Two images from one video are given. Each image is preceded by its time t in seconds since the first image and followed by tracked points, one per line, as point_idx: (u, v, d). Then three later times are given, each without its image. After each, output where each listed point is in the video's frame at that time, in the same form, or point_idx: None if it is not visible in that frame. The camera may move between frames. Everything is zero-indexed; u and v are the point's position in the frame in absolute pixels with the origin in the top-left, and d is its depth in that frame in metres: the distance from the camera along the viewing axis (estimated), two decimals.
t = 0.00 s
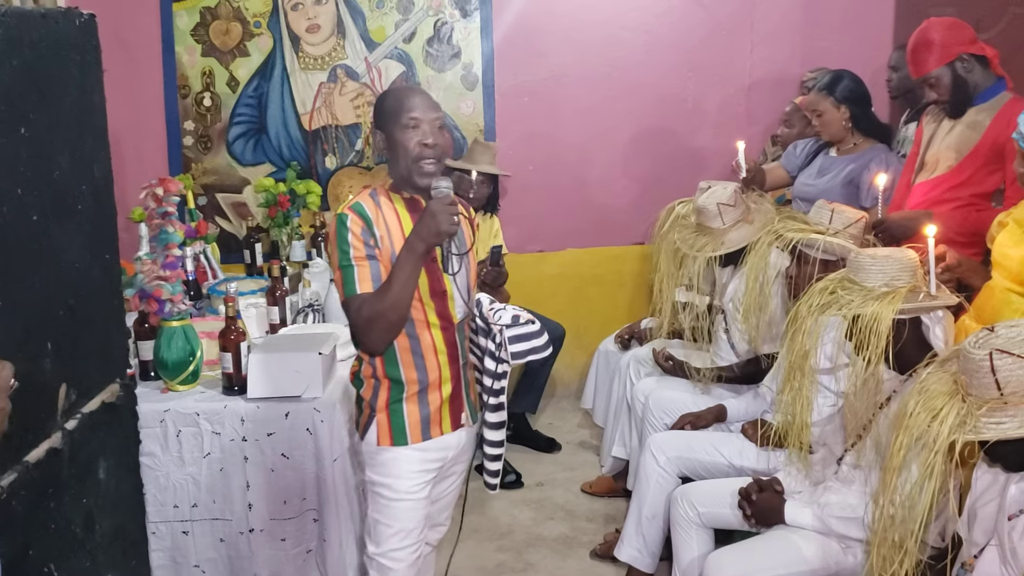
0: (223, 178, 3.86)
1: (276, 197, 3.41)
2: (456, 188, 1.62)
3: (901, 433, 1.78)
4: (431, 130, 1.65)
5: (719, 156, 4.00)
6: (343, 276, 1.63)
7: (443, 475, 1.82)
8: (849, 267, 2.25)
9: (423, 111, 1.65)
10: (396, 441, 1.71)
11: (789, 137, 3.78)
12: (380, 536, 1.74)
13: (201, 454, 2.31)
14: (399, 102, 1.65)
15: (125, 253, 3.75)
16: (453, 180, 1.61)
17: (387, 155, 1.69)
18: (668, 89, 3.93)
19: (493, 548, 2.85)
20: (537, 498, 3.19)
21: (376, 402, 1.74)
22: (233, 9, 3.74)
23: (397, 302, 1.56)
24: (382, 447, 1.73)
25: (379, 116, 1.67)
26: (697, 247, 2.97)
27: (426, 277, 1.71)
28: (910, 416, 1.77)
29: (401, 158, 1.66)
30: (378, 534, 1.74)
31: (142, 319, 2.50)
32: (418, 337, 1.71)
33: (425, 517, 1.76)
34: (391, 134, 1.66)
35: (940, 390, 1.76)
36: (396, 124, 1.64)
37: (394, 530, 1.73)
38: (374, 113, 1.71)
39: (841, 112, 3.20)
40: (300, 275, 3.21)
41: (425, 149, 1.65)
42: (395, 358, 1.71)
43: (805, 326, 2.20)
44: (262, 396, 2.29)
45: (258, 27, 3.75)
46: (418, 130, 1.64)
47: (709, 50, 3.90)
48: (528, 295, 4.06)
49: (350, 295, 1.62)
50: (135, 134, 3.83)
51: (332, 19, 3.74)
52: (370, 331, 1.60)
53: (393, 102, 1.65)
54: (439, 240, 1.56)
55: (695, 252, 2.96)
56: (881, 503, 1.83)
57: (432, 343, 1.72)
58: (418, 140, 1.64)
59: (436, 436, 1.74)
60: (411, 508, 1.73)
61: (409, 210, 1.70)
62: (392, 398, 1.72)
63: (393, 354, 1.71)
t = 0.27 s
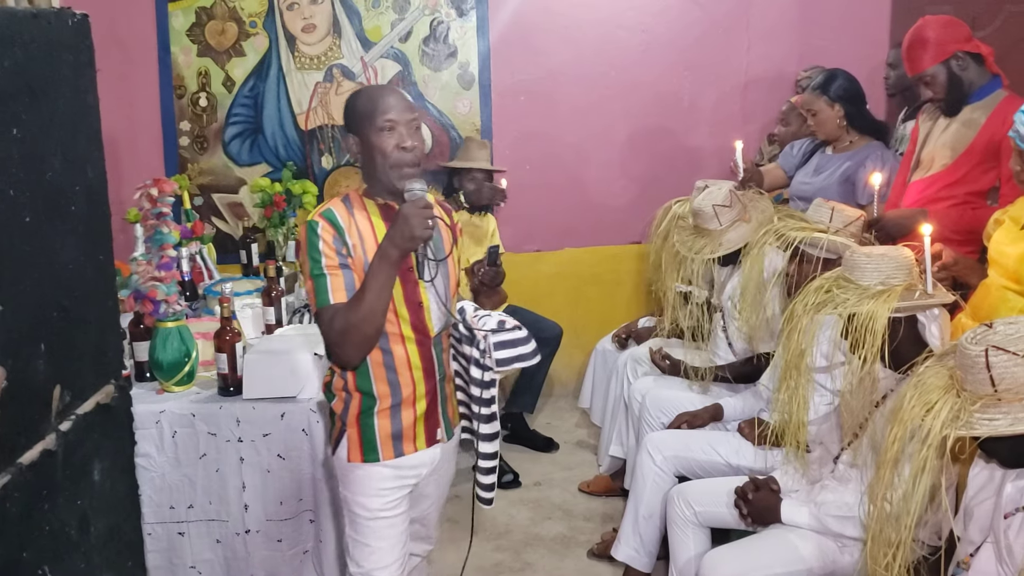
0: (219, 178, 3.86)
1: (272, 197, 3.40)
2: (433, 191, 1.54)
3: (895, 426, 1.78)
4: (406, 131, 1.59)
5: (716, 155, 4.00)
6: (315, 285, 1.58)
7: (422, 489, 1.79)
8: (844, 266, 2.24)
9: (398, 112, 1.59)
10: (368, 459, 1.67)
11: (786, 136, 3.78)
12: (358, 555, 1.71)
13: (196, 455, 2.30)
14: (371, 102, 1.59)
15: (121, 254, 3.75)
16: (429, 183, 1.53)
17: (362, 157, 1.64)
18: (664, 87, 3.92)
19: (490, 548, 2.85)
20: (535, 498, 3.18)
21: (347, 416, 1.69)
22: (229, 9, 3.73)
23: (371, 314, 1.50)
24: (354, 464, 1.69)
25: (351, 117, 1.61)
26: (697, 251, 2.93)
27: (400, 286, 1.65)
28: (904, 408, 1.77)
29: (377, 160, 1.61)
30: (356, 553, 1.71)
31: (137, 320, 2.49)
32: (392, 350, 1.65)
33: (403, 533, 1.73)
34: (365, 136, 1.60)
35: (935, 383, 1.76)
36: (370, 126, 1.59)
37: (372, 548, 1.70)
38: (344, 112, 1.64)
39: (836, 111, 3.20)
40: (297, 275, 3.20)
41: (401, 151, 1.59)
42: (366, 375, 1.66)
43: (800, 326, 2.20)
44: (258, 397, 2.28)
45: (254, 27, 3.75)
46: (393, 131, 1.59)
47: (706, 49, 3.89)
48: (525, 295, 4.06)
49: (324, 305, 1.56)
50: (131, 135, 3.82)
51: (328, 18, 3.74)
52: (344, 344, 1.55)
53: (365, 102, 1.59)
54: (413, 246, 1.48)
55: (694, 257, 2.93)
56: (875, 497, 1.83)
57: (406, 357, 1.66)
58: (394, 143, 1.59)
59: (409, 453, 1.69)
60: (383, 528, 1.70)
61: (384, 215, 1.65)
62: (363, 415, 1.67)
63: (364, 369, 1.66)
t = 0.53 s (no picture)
0: (217, 177, 3.86)
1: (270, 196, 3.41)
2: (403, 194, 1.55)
3: (892, 424, 1.77)
4: (373, 131, 1.61)
5: (714, 152, 3.99)
6: (282, 297, 1.56)
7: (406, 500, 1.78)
8: (841, 263, 2.24)
9: (366, 111, 1.61)
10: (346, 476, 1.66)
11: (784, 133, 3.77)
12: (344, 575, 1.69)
13: (193, 454, 2.30)
14: (338, 102, 1.60)
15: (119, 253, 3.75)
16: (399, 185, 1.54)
17: (326, 158, 1.65)
18: (662, 85, 3.92)
19: (489, 547, 2.85)
20: (533, 496, 3.18)
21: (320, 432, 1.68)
22: (226, 8, 3.73)
23: (343, 328, 1.49)
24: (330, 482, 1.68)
25: (316, 118, 1.63)
26: (693, 249, 2.91)
27: (372, 297, 1.64)
28: (902, 405, 1.77)
29: (342, 161, 1.62)
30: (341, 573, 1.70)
31: (134, 320, 2.49)
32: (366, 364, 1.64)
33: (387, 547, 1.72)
34: (330, 136, 1.61)
35: (933, 380, 1.76)
36: (338, 126, 1.60)
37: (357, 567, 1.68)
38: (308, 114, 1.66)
39: (835, 107, 3.19)
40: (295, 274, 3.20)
41: (367, 151, 1.61)
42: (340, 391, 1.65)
43: (798, 323, 2.19)
44: (256, 396, 2.28)
45: (251, 26, 3.74)
46: (360, 131, 1.60)
47: (703, 46, 3.89)
48: (524, 293, 4.06)
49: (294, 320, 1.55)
50: (129, 134, 3.82)
51: (325, 17, 3.73)
52: (317, 360, 1.53)
53: (331, 101, 1.61)
54: (383, 253, 1.47)
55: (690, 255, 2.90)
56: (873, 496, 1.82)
57: (380, 372, 1.65)
58: (361, 142, 1.60)
59: (386, 468, 1.69)
60: (368, 543, 1.69)
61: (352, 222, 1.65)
62: (339, 431, 1.66)
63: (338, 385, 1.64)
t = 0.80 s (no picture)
0: (216, 176, 3.86)
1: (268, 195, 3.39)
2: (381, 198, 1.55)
3: (892, 422, 1.77)
4: (351, 131, 1.62)
5: (713, 150, 3.99)
6: (255, 302, 1.57)
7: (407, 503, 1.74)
8: (840, 260, 2.24)
9: (344, 111, 1.62)
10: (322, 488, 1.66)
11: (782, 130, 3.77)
12: None
13: (193, 453, 2.31)
14: (316, 102, 1.61)
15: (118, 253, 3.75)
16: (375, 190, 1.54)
17: (304, 159, 1.65)
18: (660, 83, 3.92)
19: (488, 545, 2.85)
20: (532, 494, 3.18)
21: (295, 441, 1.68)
22: (224, 7, 3.72)
23: (317, 334, 1.48)
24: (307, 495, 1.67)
25: (294, 118, 1.64)
26: (694, 247, 2.92)
27: (347, 305, 1.64)
28: (901, 404, 1.77)
29: (319, 161, 1.62)
30: None
31: (133, 319, 2.50)
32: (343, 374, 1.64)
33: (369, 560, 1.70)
34: (307, 135, 1.62)
35: (933, 379, 1.76)
36: (316, 125, 1.61)
37: None
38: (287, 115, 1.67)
39: (835, 104, 3.19)
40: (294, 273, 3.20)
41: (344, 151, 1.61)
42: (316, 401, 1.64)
43: (797, 320, 2.20)
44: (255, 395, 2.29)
45: (249, 25, 3.74)
46: (337, 131, 1.61)
47: (701, 44, 3.89)
48: (523, 291, 4.06)
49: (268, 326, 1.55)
50: (127, 134, 3.82)
51: (323, 15, 3.73)
52: (291, 368, 1.52)
53: (309, 100, 1.62)
54: (360, 259, 1.46)
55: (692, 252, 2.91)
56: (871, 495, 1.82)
57: (356, 381, 1.65)
58: (338, 142, 1.61)
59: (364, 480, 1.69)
60: (351, 556, 1.67)
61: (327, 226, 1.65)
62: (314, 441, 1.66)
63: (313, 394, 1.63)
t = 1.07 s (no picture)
0: (217, 175, 3.86)
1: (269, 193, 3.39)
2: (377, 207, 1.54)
3: (894, 420, 1.77)
4: (345, 133, 1.61)
5: (713, 148, 3.99)
6: (245, 311, 1.57)
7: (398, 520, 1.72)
8: (841, 257, 2.24)
9: (340, 114, 1.61)
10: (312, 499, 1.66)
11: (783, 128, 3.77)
12: None
13: (194, 452, 2.31)
14: (310, 105, 1.61)
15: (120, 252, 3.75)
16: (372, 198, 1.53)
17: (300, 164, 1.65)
18: (660, 81, 3.92)
19: (489, 543, 2.85)
20: (534, 492, 3.19)
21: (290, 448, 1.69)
22: (224, 6, 3.73)
23: (309, 343, 1.48)
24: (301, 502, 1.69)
25: (289, 122, 1.63)
26: (692, 248, 2.93)
27: (340, 315, 1.63)
28: (903, 403, 1.77)
29: (316, 165, 1.61)
30: None
31: (134, 318, 2.50)
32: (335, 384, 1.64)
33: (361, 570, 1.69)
34: (303, 139, 1.62)
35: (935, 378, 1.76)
36: (311, 128, 1.61)
37: None
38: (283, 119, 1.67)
39: (836, 101, 3.19)
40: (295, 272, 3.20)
41: (340, 154, 1.60)
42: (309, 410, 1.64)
43: (797, 318, 2.20)
44: (255, 394, 2.29)
45: (250, 24, 3.74)
46: (332, 134, 1.61)
47: (701, 42, 3.89)
48: (524, 290, 4.06)
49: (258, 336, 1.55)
50: (128, 133, 3.82)
51: (324, 14, 3.73)
52: (283, 377, 1.52)
53: (303, 103, 1.62)
54: (353, 268, 1.45)
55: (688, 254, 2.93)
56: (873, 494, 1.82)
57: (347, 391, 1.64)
58: (333, 145, 1.60)
59: (356, 496, 1.67)
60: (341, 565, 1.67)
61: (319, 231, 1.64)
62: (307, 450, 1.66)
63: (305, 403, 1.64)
